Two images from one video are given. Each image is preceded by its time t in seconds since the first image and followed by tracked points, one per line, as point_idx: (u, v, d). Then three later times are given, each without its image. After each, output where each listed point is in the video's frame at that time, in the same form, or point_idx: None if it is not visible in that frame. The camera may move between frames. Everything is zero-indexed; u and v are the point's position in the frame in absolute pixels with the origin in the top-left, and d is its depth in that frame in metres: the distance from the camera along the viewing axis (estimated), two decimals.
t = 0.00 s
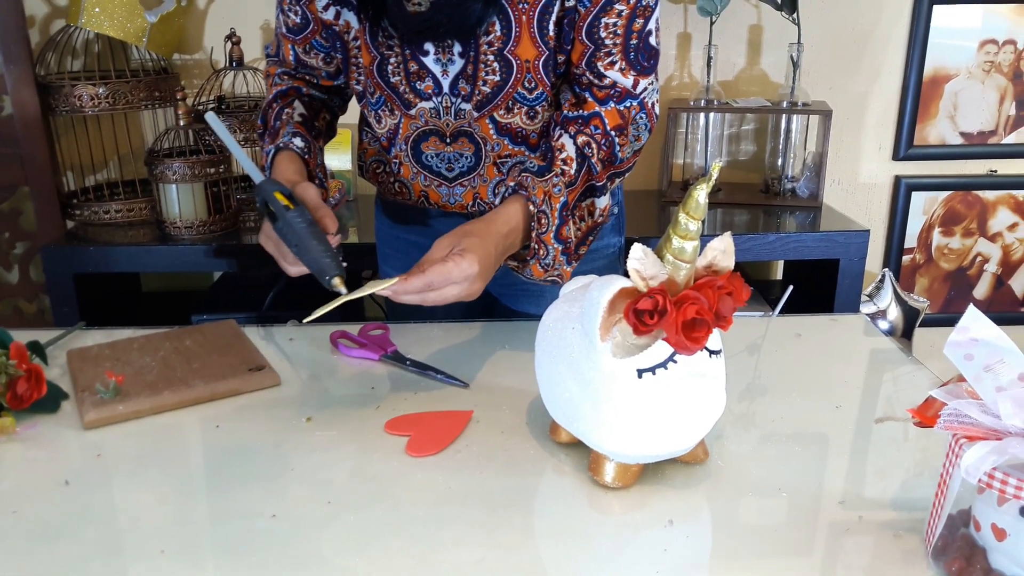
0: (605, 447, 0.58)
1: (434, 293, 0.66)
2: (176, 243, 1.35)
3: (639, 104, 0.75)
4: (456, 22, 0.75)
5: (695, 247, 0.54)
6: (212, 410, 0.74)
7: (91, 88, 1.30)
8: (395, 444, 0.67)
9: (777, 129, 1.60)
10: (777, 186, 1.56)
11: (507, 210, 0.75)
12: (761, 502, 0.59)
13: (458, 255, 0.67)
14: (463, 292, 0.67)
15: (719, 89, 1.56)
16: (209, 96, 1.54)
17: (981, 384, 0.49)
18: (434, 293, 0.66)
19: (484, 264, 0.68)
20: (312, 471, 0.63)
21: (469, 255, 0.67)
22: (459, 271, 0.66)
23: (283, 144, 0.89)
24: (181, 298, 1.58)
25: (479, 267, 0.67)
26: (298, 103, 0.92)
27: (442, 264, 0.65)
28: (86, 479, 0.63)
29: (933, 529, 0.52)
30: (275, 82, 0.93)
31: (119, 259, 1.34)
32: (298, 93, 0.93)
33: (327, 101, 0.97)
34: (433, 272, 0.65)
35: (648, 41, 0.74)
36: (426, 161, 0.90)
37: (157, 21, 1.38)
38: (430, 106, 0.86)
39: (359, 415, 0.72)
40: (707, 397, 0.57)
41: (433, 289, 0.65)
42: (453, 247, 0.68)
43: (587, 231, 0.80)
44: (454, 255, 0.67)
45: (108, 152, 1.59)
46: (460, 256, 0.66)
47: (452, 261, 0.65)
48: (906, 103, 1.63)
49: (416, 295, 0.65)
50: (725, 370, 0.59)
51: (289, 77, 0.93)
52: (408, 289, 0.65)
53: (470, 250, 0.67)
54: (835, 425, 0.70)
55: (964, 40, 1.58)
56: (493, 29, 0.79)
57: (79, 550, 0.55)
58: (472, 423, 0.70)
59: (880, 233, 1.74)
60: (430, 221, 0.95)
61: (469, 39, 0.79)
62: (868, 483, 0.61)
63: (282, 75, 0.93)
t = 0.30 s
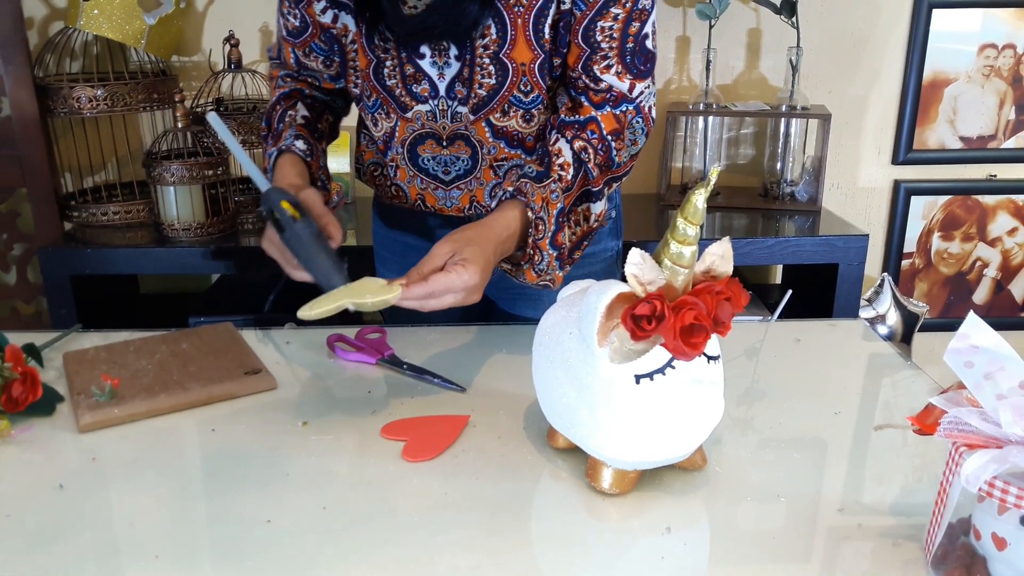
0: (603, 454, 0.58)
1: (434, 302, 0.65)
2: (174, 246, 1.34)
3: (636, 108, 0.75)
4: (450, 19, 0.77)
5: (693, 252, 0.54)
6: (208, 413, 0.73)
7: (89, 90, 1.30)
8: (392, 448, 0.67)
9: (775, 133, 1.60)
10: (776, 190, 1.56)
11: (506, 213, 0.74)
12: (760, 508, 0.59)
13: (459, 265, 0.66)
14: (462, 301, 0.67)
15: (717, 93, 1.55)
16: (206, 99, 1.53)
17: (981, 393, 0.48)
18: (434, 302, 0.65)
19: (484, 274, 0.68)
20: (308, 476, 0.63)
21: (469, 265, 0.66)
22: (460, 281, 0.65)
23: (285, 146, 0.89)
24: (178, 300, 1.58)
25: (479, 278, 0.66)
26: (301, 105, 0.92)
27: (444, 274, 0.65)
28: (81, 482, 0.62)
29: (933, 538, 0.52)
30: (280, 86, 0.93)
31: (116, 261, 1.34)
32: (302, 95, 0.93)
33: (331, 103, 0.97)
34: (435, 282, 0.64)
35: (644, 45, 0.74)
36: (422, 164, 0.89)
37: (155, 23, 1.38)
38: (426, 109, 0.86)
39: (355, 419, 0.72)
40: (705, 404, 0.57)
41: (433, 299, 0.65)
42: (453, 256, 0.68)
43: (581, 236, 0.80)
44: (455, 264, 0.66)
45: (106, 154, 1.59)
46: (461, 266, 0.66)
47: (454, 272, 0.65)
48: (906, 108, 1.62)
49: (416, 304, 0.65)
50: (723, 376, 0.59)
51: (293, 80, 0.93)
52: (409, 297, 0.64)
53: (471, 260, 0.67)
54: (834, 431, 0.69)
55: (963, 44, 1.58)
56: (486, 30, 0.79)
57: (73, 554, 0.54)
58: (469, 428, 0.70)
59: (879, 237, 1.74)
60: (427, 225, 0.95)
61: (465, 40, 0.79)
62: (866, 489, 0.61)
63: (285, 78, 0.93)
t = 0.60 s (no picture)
0: (605, 460, 0.57)
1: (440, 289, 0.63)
2: (178, 246, 1.34)
3: (649, 104, 0.74)
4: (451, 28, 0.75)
5: (698, 259, 0.53)
6: (210, 414, 0.73)
7: (96, 90, 1.30)
8: (393, 452, 0.66)
9: (782, 139, 1.60)
10: (782, 196, 1.55)
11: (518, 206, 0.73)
12: (762, 515, 0.58)
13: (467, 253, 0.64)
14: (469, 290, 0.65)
15: (724, 98, 1.54)
16: (213, 99, 1.54)
17: (988, 404, 0.48)
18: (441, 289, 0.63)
19: (491, 264, 0.66)
20: (310, 479, 0.63)
21: (477, 254, 0.65)
22: (467, 269, 0.63)
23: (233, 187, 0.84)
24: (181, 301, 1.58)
25: (487, 267, 0.65)
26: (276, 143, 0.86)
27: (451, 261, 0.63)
28: (82, 483, 0.62)
29: (938, 548, 0.51)
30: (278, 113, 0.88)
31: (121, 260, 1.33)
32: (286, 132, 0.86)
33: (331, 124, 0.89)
34: (441, 267, 0.62)
35: (654, 44, 0.73)
36: (428, 168, 0.89)
37: (162, 24, 1.38)
38: (430, 113, 0.86)
39: (357, 422, 0.71)
40: (709, 411, 0.56)
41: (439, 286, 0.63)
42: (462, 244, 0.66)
43: (595, 232, 0.79)
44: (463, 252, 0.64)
45: (112, 154, 1.59)
46: (469, 254, 0.64)
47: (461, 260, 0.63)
48: (913, 114, 1.62)
49: (422, 289, 0.63)
50: (727, 384, 0.58)
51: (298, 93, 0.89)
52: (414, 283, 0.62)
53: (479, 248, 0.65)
54: (838, 439, 0.69)
55: (971, 51, 1.57)
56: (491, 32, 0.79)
57: (72, 555, 0.54)
58: (471, 432, 0.69)
59: (885, 244, 1.73)
60: (430, 228, 0.94)
61: (468, 45, 0.79)
62: (870, 498, 0.60)
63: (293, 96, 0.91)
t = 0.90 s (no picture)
0: (610, 451, 0.57)
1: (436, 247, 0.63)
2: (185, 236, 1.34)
3: (658, 80, 0.72)
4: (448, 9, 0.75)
5: (707, 250, 0.53)
6: (216, 403, 0.73)
7: (102, 80, 1.30)
8: (399, 442, 0.66)
9: (791, 132, 1.59)
10: (791, 190, 1.54)
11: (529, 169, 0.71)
12: (768, 507, 0.58)
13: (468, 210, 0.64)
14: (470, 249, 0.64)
15: (734, 90, 1.53)
16: (220, 90, 1.54)
17: (997, 397, 0.47)
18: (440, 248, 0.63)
19: (494, 224, 0.65)
20: (315, 468, 0.63)
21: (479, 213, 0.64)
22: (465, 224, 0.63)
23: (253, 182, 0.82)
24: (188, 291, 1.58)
25: (486, 224, 0.63)
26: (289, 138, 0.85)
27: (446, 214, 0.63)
28: (88, 470, 0.62)
29: (944, 541, 0.51)
30: (291, 112, 0.89)
31: (128, 250, 1.34)
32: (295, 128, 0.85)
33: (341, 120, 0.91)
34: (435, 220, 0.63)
35: (661, 23, 0.72)
36: (435, 157, 0.89)
37: (168, 14, 1.37)
38: (437, 102, 0.86)
39: (362, 412, 0.71)
40: (716, 403, 0.56)
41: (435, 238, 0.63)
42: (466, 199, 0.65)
43: (601, 207, 0.76)
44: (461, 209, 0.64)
45: (119, 144, 1.59)
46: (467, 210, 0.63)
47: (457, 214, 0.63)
48: (924, 108, 1.61)
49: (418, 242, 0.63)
50: (734, 376, 0.58)
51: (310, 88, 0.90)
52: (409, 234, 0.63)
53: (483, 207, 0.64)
54: (845, 432, 0.68)
55: (983, 45, 1.56)
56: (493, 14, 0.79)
57: (78, 541, 0.54)
58: (477, 423, 0.69)
59: (894, 239, 1.72)
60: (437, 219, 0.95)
61: (473, 29, 0.79)
62: (876, 491, 0.60)
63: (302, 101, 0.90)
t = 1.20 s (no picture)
0: (617, 440, 0.57)
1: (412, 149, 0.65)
2: (193, 225, 1.35)
3: (669, 51, 0.73)
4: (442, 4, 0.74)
5: (714, 239, 0.53)
6: (224, 390, 0.73)
7: (110, 68, 1.30)
8: (406, 430, 0.66)
9: (800, 121, 1.58)
10: (799, 178, 1.53)
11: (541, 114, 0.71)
12: (774, 496, 0.58)
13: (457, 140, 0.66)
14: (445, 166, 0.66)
15: (742, 79, 1.52)
16: (226, 78, 1.54)
17: (1005, 386, 0.47)
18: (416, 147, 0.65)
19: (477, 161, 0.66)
20: (322, 456, 0.63)
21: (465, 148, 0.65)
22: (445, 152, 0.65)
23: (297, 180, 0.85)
24: (196, 280, 1.59)
25: (467, 162, 0.65)
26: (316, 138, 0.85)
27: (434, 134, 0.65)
28: (97, 457, 0.63)
29: (951, 531, 0.51)
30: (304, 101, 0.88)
31: (136, 238, 1.34)
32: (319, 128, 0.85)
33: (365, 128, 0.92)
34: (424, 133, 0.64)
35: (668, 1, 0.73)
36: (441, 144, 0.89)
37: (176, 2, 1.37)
38: (441, 89, 0.86)
39: (368, 400, 0.71)
40: (723, 391, 0.56)
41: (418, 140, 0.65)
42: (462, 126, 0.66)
43: (601, 171, 0.76)
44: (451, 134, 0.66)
45: (126, 132, 1.59)
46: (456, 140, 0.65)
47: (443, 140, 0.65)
48: (934, 96, 1.59)
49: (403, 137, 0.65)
50: (741, 365, 0.58)
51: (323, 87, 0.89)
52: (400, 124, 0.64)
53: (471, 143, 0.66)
54: (852, 422, 0.68)
55: (995, 33, 1.54)
56: None
57: (87, 528, 0.54)
58: (483, 412, 0.69)
59: (902, 228, 1.71)
60: (446, 206, 0.95)
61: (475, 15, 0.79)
62: (882, 481, 0.60)
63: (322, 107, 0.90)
